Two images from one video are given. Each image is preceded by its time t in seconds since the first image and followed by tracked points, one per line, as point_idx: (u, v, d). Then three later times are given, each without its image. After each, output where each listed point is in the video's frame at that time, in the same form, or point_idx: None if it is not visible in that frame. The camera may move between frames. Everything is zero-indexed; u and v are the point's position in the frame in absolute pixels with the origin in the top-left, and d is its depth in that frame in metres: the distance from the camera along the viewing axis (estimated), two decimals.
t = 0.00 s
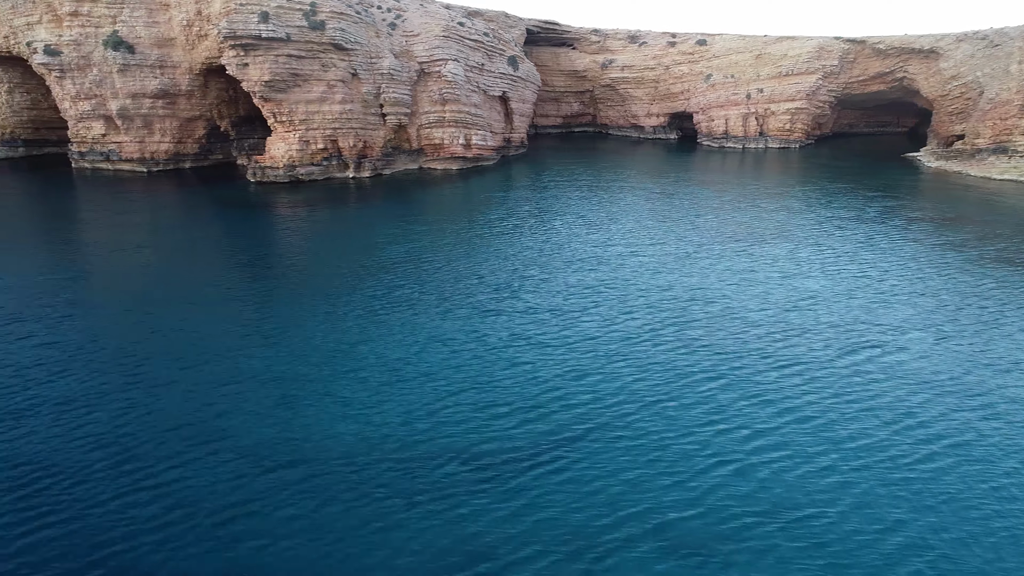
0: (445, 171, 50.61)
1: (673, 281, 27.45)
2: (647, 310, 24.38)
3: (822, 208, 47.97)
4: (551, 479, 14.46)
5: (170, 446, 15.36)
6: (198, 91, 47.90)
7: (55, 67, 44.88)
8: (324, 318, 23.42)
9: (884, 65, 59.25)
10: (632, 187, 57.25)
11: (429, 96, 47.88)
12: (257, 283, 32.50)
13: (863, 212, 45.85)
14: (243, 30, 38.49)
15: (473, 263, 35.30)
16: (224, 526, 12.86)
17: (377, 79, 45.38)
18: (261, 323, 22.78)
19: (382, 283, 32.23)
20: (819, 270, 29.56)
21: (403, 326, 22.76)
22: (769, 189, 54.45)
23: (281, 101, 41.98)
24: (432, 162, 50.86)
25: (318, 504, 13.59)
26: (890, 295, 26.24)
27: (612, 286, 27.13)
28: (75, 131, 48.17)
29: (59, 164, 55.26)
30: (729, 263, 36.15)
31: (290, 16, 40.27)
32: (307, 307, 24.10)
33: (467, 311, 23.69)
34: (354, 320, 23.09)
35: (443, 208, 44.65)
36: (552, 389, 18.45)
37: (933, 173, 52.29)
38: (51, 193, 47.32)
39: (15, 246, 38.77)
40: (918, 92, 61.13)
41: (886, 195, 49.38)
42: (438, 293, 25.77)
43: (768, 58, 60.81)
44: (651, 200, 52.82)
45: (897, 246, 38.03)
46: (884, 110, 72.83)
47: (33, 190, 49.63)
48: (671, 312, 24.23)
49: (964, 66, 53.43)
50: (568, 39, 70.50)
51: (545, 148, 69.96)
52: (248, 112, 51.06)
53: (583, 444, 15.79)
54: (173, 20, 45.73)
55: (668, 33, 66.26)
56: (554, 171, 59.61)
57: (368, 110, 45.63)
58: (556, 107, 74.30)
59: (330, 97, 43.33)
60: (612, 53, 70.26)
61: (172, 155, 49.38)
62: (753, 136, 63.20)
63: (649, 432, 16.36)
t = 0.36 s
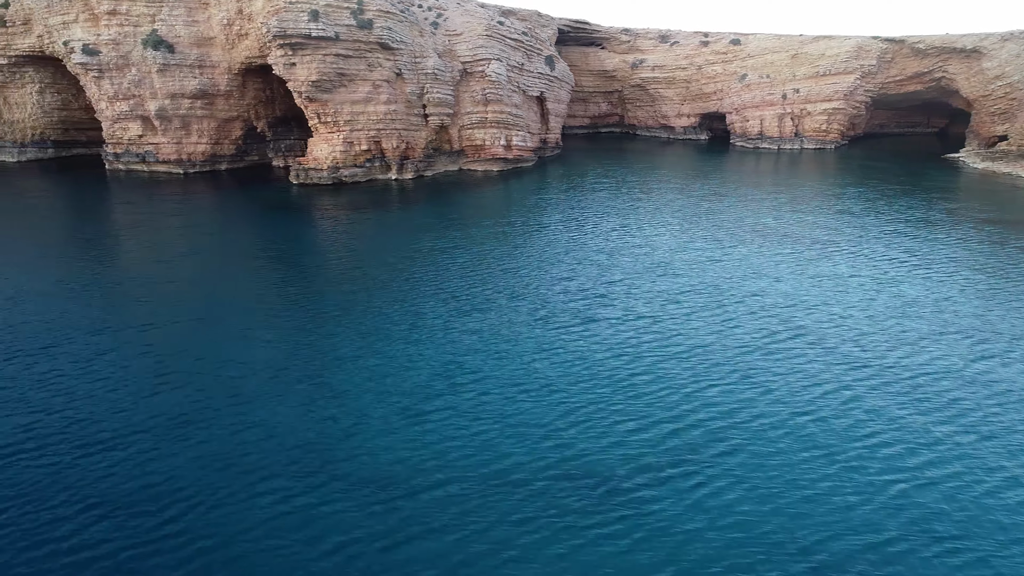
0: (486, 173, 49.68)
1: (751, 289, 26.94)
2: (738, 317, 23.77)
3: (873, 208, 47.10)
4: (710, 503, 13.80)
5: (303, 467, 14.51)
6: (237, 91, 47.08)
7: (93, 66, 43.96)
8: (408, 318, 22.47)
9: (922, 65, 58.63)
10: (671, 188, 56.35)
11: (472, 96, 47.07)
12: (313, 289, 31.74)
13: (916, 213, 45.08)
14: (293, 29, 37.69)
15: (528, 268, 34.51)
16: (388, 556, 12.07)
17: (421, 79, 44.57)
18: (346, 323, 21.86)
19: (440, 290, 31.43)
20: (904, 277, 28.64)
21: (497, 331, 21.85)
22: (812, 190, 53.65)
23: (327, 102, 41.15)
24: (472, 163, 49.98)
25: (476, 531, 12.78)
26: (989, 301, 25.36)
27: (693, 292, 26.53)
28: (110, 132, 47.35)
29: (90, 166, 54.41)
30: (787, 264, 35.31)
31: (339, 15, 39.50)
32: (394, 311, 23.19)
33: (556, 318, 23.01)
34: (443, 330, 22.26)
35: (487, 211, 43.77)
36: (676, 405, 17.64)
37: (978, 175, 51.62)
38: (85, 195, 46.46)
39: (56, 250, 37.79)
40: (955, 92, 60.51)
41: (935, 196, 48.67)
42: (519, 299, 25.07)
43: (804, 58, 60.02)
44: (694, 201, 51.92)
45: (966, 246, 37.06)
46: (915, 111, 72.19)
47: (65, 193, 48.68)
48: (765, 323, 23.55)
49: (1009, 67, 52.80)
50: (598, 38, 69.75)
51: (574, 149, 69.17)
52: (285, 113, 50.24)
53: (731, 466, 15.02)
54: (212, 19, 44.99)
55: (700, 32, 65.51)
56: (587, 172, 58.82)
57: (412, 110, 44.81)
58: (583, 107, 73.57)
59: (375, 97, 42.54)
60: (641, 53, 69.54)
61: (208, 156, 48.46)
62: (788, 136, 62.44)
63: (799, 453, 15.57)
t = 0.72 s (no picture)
0: (526, 175, 48.47)
1: (817, 312, 26.38)
2: (813, 342, 23.14)
3: (923, 212, 45.99)
4: (886, 547, 13.01)
5: (442, 513, 13.85)
6: (273, 92, 46.02)
7: (128, 66, 42.79)
8: (486, 355, 21.87)
9: (964, 65, 57.48)
10: (710, 191, 55.17)
11: (514, 97, 45.95)
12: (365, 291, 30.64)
13: (971, 217, 43.99)
14: (341, 27, 36.59)
15: (580, 271, 33.50)
16: None
17: (464, 79, 43.47)
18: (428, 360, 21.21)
19: (496, 292, 30.39)
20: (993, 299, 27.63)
21: (578, 363, 21.27)
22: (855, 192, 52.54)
23: (371, 102, 40.08)
24: (512, 165, 48.84)
25: None
26: None
27: (759, 316, 25.92)
28: (144, 134, 46.30)
29: (119, 169, 53.34)
30: (846, 268, 34.42)
31: (386, 13, 38.41)
32: (462, 344, 22.58)
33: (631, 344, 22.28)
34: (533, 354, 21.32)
35: (529, 213, 42.82)
36: (804, 435, 16.82)
37: None
38: (116, 199, 45.35)
39: (93, 256, 36.74)
40: (997, 93, 59.36)
41: (985, 200, 47.58)
42: (585, 327, 24.44)
43: (843, 57, 58.67)
44: (736, 205, 50.73)
45: None
46: (948, 111, 71.04)
47: (95, 197, 47.57)
48: (846, 344, 22.89)
49: None
50: (628, 37, 68.68)
51: (605, 151, 68.15)
52: (320, 114, 49.16)
53: (886, 502, 14.29)
54: (249, 17, 43.94)
55: (735, 31, 64.37)
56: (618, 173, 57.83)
57: (454, 111, 43.72)
58: (612, 108, 72.79)
59: (419, 98, 41.45)
60: (672, 52, 68.44)
61: (243, 158, 47.35)
62: (826, 138, 61.28)
63: (950, 487, 14.80)
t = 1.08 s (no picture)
0: (571, 178, 47.05)
1: (905, 322, 25.21)
2: (928, 358, 21.67)
3: (984, 214, 44.41)
4: None
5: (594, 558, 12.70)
6: (313, 92, 44.86)
7: (168, 66, 41.74)
8: (578, 369, 20.64)
9: (1011, 65, 56.10)
10: (754, 194, 53.74)
11: (560, 98, 44.74)
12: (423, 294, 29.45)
13: None
14: (395, 26, 35.49)
15: (641, 274, 32.29)
16: None
17: (511, 80, 42.27)
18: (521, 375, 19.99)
19: (559, 293, 29.17)
20: None
21: (679, 380, 20.00)
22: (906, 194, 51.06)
23: (419, 104, 38.96)
24: (556, 168, 47.52)
25: None
26: None
27: (854, 329, 24.60)
28: (181, 136, 45.24)
29: (150, 172, 52.22)
30: (910, 270, 33.20)
31: (437, 11, 37.32)
32: (551, 358, 21.43)
33: (733, 361, 21.03)
34: (639, 377, 20.05)
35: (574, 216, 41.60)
36: (957, 467, 15.61)
37: None
38: (149, 202, 44.22)
39: (133, 260, 35.62)
40: None
41: None
42: (671, 339, 23.30)
43: (886, 57, 57.39)
44: (786, 208, 49.23)
45: None
46: (988, 112, 69.60)
47: (128, 201, 46.42)
48: (950, 356, 21.75)
49: None
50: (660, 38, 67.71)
51: (638, 153, 66.93)
52: (359, 116, 47.95)
53: None
54: (291, 16, 42.82)
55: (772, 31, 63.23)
56: (658, 176, 56.55)
57: (500, 113, 42.49)
58: (643, 109, 71.77)
59: (467, 99, 40.30)
60: (707, 52, 67.29)
61: (281, 160, 46.08)
62: (868, 139, 59.88)
63: None
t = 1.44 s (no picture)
0: (618, 182, 45.77)
1: (1012, 336, 23.89)
2: None
3: None
4: None
5: None
6: (355, 94, 43.68)
7: (210, 67, 40.57)
8: (685, 395, 19.58)
9: None
10: (799, 196, 52.52)
11: (609, 99, 43.56)
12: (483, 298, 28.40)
13: None
14: (453, 24, 34.39)
15: (707, 277, 31.19)
16: None
17: (562, 80, 41.08)
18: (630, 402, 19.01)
19: (634, 299, 27.82)
20: None
21: (798, 409, 18.88)
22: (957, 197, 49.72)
23: (472, 105, 37.82)
24: (602, 171, 46.28)
25: None
26: None
27: (962, 344, 23.27)
28: (220, 138, 44.11)
29: (183, 176, 51.07)
30: (991, 275, 31.86)
31: (493, 10, 36.16)
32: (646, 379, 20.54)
33: (850, 384, 19.85)
34: (754, 407, 18.99)
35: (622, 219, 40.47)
36: None
37: None
38: (183, 208, 43.08)
39: (175, 267, 34.58)
40: None
41: None
42: (761, 355, 22.44)
43: (931, 57, 56.10)
44: (837, 211, 47.92)
45: None
46: None
47: (163, 206, 45.21)
48: None
49: None
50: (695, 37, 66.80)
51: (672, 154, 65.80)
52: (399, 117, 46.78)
53: None
54: (335, 15, 41.61)
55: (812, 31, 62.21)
56: (699, 180, 55.36)
57: (550, 114, 41.27)
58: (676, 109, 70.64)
59: (519, 100, 39.14)
60: (743, 52, 66.15)
61: (322, 163, 44.83)
62: (911, 141, 58.49)
63: None
